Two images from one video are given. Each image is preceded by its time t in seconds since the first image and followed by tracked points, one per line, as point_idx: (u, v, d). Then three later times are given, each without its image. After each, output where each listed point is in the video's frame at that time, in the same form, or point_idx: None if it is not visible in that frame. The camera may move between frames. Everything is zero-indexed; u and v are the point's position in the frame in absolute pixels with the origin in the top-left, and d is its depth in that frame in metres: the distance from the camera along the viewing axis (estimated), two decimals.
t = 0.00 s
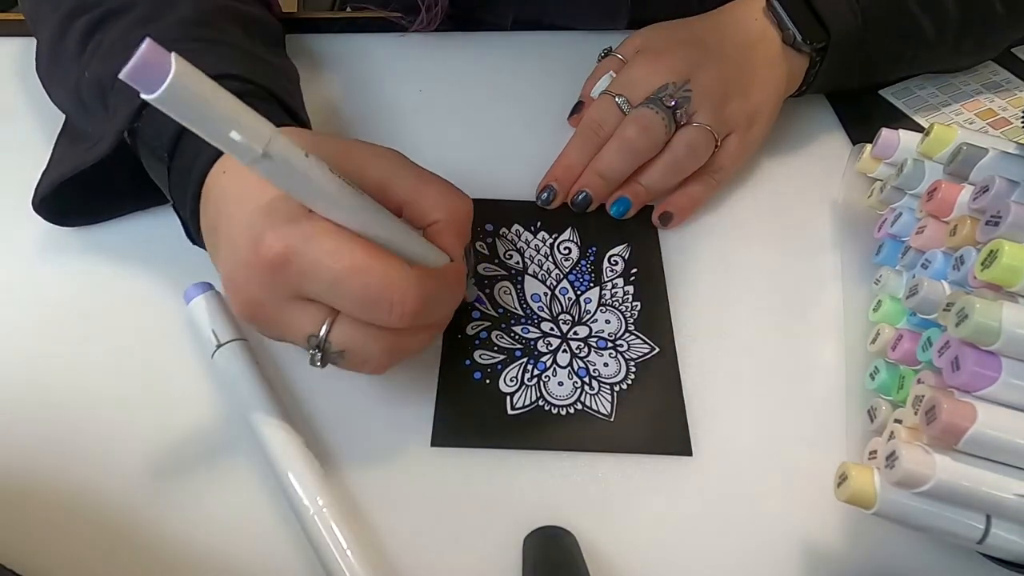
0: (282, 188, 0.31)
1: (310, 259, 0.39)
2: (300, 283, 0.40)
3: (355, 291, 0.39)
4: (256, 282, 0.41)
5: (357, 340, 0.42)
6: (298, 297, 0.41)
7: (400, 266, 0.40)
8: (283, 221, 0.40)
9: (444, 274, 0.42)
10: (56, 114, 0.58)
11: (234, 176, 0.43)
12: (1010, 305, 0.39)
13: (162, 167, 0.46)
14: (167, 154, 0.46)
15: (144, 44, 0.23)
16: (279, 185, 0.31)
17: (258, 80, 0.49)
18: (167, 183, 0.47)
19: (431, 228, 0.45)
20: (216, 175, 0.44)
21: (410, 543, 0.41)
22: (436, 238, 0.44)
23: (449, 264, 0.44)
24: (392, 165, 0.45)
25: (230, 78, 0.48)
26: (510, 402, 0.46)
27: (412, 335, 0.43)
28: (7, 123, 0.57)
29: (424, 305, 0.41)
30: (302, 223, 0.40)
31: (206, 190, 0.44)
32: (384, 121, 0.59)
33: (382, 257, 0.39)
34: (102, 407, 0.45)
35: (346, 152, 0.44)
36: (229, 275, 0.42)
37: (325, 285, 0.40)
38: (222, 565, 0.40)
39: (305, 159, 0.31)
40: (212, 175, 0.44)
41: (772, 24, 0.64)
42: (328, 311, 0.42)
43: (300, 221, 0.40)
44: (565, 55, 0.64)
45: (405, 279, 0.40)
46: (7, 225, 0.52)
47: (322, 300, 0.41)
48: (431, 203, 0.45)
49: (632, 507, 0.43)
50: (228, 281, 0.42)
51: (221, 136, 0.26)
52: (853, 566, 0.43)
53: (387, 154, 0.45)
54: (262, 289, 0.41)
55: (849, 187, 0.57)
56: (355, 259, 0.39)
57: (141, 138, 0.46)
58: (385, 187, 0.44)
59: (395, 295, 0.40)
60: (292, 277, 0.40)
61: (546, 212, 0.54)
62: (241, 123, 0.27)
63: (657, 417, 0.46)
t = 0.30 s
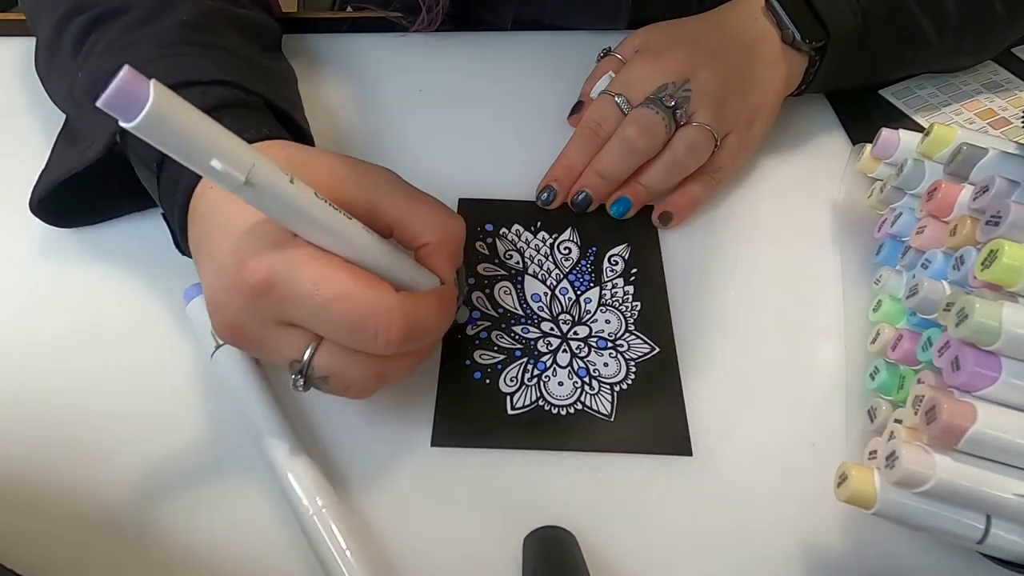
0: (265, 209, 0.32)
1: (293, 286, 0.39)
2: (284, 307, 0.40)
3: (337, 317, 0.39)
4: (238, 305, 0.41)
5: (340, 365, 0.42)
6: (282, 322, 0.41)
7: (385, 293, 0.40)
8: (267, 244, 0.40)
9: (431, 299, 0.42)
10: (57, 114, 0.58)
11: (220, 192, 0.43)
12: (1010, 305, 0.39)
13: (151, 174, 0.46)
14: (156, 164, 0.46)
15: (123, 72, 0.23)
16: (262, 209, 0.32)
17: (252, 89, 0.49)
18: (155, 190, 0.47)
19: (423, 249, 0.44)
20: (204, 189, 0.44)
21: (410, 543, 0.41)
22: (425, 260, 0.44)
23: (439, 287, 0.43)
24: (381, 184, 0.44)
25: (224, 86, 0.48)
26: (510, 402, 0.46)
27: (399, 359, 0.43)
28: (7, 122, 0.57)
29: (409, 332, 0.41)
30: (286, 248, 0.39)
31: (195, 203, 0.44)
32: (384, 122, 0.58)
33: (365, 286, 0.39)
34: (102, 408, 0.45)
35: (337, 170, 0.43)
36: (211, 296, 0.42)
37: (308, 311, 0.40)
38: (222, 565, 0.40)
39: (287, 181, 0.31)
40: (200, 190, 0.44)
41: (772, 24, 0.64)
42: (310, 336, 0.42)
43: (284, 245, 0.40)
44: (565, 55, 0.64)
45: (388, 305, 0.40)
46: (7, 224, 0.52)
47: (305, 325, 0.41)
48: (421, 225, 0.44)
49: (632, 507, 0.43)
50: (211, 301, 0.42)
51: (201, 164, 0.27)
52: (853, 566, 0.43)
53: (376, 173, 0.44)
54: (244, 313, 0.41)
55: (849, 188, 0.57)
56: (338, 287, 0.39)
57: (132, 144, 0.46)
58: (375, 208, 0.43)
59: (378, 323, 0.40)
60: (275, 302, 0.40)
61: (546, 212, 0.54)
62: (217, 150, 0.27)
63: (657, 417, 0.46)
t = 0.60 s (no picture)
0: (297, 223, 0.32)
1: (326, 301, 0.39)
2: (317, 324, 0.40)
3: (371, 333, 0.39)
4: (269, 322, 0.40)
5: (369, 383, 0.41)
6: (315, 339, 0.41)
7: (418, 308, 0.39)
8: (298, 260, 0.39)
9: (462, 314, 0.42)
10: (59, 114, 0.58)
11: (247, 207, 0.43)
12: (1010, 305, 0.39)
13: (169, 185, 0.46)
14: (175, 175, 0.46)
15: (165, 86, 0.23)
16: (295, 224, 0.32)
17: (271, 96, 0.49)
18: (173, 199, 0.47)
19: (451, 263, 0.44)
20: (227, 204, 0.43)
21: (411, 543, 0.41)
22: (455, 274, 0.44)
23: (471, 301, 0.43)
24: (408, 198, 0.44)
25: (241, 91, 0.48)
26: (510, 402, 0.46)
27: (431, 376, 0.43)
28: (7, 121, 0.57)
29: (441, 346, 0.40)
30: (317, 263, 0.39)
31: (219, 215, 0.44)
32: (384, 122, 0.58)
33: (398, 301, 0.39)
34: (103, 408, 0.45)
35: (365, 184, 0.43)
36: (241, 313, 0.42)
37: (342, 327, 0.39)
38: (223, 565, 0.40)
39: (320, 194, 0.31)
40: (225, 203, 0.44)
41: (772, 24, 0.64)
42: (341, 354, 0.41)
43: (315, 260, 0.39)
44: (565, 55, 0.64)
45: (422, 318, 0.39)
46: (9, 223, 0.52)
47: (337, 342, 0.40)
48: (448, 239, 0.44)
49: (632, 507, 0.43)
50: (240, 318, 0.42)
51: (238, 176, 0.27)
52: (853, 566, 0.43)
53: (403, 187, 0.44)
54: (276, 330, 0.40)
55: (849, 188, 0.57)
56: (371, 302, 0.38)
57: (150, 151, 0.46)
58: (404, 222, 0.43)
59: (411, 338, 0.39)
60: (308, 318, 0.40)
61: (546, 212, 0.54)
62: (253, 162, 0.27)
63: (657, 417, 0.46)
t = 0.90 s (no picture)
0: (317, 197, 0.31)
1: (354, 272, 0.40)
2: (347, 293, 0.41)
3: (402, 298, 0.41)
4: (298, 295, 0.42)
5: (397, 346, 0.43)
6: (344, 307, 0.43)
7: (440, 270, 0.41)
8: (320, 234, 0.41)
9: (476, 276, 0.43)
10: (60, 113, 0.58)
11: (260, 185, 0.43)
12: (1010, 305, 0.39)
13: (176, 171, 0.46)
14: (184, 160, 0.45)
15: (189, 68, 0.22)
16: (314, 197, 0.31)
17: (274, 85, 0.49)
18: (181, 186, 0.46)
19: (461, 227, 0.45)
20: (238, 186, 0.44)
21: (410, 542, 0.41)
22: (466, 237, 0.45)
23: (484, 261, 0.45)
24: (418, 167, 0.45)
25: (248, 81, 0.48)
26: (510, 402, 0.46)
27: (454, 334, 0.44)
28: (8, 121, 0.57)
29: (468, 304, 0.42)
30: (340, 237, 0.40)
31: (231, 199, 0.44)
32: (384, 122, 0.59)
33: (424, 266, 0.40)
34: (103, 408, 0.45)
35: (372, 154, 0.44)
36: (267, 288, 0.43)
37: (372, 294, 0.41)
38: (223, 564, 0.40)
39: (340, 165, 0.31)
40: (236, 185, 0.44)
41: (772, 24, 0.64)
42: (369, 319, 0.43)
43: (336, 233, 0.41)
44: (565, 55, 0.64)
45: (448, 281, 0.41)
46: (9, 223, 0.52)
47: (366, 308, 0.42)
48: (459, 206, 0.45)
49: (632, 507, 0.43)
50: (266, 294, 0.43)
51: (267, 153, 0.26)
52: (853, 566, 0.43)
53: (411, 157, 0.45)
54: (304, 301, 0.42)
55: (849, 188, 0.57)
56: (398, 267, 0.40)
57: (157, 136, 0.46)
58: (414, 193, 0.44)
59: (440, 300, 0.41)
60: (338, 288, 0.41)
61: (546, 212, 0.54)
62: (282, 139, 0.26)
63: (657, 417, 0.46)
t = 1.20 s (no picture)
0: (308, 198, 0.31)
1: (349, 273, 0.40)
2: (342, 295, 0.41)
3: (397, 300, 0.41)
4: (294, 297, 0.42)
5: (393, 349, 0.43)
6: (340, 310, 0.42)
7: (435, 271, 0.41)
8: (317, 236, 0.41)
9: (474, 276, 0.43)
10: (60, 112, 0.58)
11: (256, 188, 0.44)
12: (1009, 305, 0.39)
13: (173, 173, 0.46)
14: (181, 162, 0.46)
15: (178, 69, 0.22)
16: (307, 199, 0.31)
17: (272, 88, 0.49)
18: (178, 189, 0.47)
19: (458, 229, 0.45)
20: (233, 189, 0.44)
21: (411, 543, 0.41)
22: (463, 239, 0.45)
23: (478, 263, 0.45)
24: (415, 169, 0.45)
25: (246, 84, 0.48)
26: (510, 402, 0.46)
27: (450, 336, 0.44)
28: (8, 121, 0.57)
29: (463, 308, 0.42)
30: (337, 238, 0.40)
31: (227, 203, 0.44)
32: (385, 122, 0.59)
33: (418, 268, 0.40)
34: (103, 407, 0.45)
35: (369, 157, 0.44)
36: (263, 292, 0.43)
37: (366, 296, 0.41)
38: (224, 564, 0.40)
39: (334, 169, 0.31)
40: (232, 190, 0.44)
41: (772, 24, 0.64)
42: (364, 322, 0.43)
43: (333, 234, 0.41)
44: (565, 55, 0.64)
45: (440, 284, 0.41)
46: (9, 223, 0.52)
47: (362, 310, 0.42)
48: (456, 208, 0.45)
49: (632, 507, 0.43)
50: (261, 297, 0.43)
51: (258, 152, 0.26)
52: (853, 567, 0.43)
53: (408, 159, 0.45)
54: (299, 303, 0.42)
55: (849, 188, 0.57)
56: (393, 268, 0.40)
57: (154, 138, 0.46)
58: (412, 194, 0.44)
59: (434, 302, 0.41)
60: (333, 290, 0.41)
61: (546, 211, 0.54)
62: (272, 139, 0.26)
63: (657, 417, 0.46)
